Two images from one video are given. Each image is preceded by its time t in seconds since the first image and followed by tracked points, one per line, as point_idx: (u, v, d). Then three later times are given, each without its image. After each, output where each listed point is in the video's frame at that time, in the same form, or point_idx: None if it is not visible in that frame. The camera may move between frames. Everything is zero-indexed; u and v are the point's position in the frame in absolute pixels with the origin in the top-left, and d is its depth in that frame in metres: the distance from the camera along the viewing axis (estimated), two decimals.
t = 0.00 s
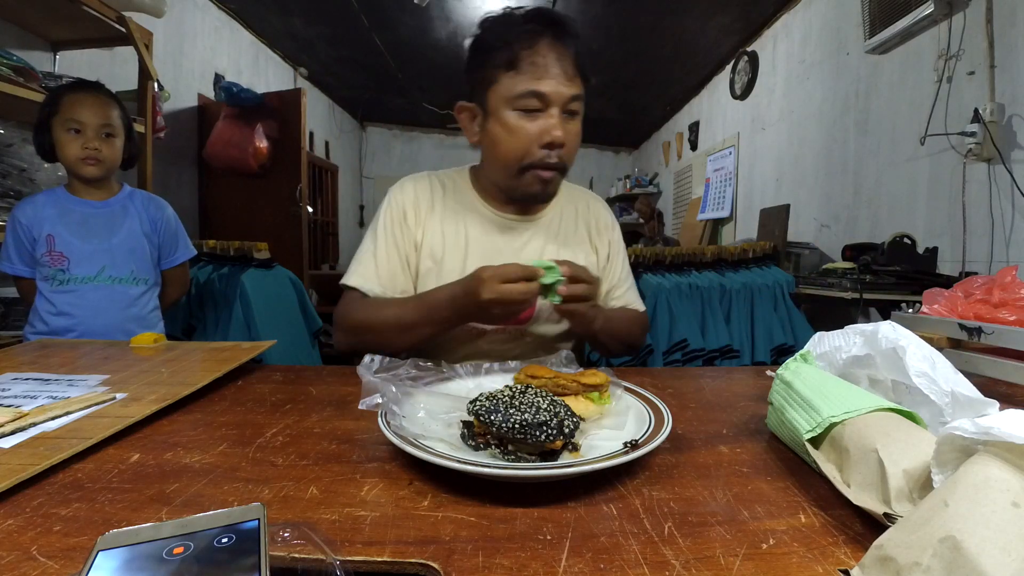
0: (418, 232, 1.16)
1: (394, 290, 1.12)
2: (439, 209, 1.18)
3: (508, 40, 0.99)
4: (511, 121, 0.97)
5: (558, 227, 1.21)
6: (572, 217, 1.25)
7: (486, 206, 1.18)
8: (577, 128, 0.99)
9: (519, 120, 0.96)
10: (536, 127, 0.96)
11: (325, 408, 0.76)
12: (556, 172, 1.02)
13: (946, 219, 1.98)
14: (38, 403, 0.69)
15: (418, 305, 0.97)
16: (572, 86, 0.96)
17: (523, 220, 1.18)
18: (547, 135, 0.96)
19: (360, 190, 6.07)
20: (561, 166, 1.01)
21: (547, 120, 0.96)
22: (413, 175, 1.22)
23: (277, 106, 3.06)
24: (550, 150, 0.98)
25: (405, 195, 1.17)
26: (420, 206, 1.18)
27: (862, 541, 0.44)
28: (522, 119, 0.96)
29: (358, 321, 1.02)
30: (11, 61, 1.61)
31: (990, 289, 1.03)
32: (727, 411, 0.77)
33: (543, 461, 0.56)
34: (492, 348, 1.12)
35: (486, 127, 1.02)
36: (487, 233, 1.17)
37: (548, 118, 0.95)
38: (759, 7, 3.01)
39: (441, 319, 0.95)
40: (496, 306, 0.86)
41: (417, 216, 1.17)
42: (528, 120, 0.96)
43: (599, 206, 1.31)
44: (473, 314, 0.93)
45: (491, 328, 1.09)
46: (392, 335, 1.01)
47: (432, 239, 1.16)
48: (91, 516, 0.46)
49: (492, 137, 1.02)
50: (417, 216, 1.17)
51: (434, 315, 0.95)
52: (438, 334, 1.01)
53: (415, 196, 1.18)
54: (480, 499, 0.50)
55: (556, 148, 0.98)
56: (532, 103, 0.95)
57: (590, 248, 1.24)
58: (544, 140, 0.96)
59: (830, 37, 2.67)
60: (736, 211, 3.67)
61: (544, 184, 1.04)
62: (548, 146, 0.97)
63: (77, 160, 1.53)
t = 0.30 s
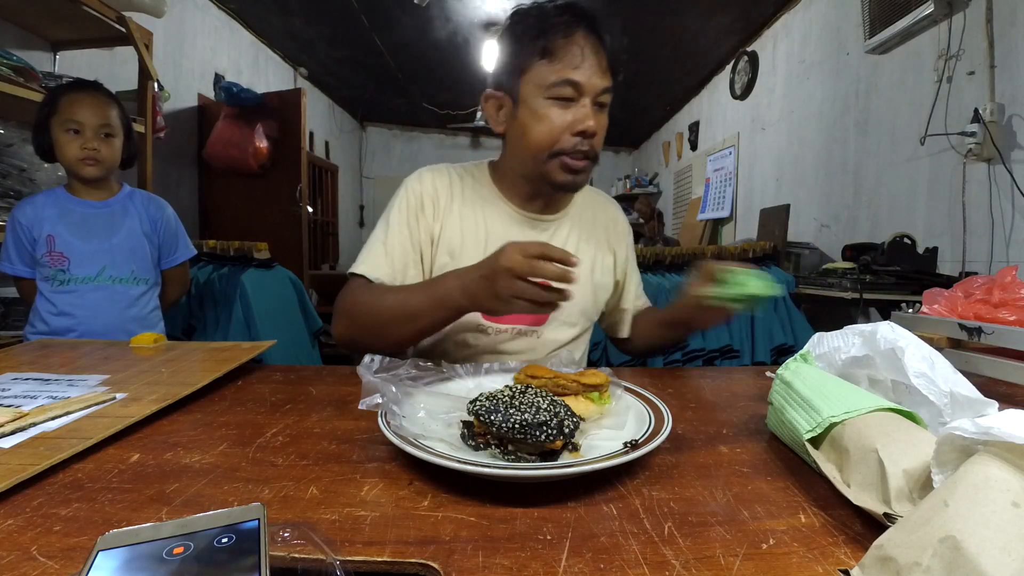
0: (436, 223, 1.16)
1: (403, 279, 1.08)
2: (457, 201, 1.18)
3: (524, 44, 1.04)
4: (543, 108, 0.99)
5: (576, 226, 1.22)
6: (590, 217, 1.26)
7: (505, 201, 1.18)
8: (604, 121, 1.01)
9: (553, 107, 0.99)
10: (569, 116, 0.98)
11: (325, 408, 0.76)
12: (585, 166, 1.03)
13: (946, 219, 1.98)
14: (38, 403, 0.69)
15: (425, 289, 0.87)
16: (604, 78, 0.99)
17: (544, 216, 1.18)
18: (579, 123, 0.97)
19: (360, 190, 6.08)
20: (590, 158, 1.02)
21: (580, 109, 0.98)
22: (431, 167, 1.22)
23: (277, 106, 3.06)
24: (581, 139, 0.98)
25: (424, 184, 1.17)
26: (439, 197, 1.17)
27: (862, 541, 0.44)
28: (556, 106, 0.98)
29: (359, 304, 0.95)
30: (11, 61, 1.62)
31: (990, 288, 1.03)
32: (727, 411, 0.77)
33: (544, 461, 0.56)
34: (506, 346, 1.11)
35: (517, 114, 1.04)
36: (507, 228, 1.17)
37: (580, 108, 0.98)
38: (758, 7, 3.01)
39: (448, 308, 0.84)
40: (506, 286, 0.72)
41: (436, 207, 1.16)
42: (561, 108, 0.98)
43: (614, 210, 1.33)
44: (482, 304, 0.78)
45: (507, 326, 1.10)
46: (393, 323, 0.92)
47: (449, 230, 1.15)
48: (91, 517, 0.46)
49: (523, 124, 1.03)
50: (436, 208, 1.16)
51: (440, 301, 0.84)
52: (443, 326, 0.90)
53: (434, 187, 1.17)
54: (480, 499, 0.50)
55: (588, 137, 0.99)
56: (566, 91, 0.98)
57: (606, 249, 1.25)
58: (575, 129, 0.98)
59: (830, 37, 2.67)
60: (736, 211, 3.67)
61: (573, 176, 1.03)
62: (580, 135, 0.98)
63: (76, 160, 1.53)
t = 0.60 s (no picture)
0: (443, 216, 1.16)
1: (406, 277, 1.09)
2: (464, 194, 1.18)
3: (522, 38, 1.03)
4: (554, 92, 0.99)
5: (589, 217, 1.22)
6: (603, 209, 1.25)
7: (515, 193, 1.18)
8: (614, 105, 1.02)
9: (565, 91, 0.99)
10: (580, 99, 0.98)
11: (325, 408, 0.76)
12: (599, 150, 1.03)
13: (946, 219, 1.98)
14: (38, 403, 0.69)
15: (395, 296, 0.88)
16: (615, 59, 0.98)
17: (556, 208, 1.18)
18: (591, 106, 0.97)
19: (360, 190, 6.08)
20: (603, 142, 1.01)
21: (590, 92, 0.98)
22: (437, 162, 1.22)
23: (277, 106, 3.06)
24: (592, 122, 0.98)
25: (430, 179, 1.17)
26: (447, 193, 1.17)
27: (862, 541, 0.44)
28: (568, 90, 0.99)
29: (357, 306, 0.99)
30: (11, 62, 1.62)
31: (990, 288, 1.03)
32: (727, 411, 0.77)
33: (544, 461, 0.56)
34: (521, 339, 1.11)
35: (527, 101, 1.04)
36: (518, 221, 1.16)
37: (592, 91, 0.98)
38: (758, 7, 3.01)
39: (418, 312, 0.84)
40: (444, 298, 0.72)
41: (444, 203, 1.16)
42: (571, 92, 0.99)
43: (626, 198, 1.32)
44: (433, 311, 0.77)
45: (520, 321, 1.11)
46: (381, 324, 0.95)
47: (457, 223, 1.15)
48: (92, 517, 0.46)
49: (533, 110, 1.03)
50: (442, 204, 1.16)
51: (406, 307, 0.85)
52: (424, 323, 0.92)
53: (439, 183, 1.18)
54: (480, 499, 0.50)
55: (599, 121, 0.98)
56: (576, 74, 0.98)
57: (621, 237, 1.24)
58: (586, 113, 0.98)
59: (830, 37, 2.67)
60: (736, 211, 3.67)
61: (585, 161, 1.03)
62: (590, 119, 0.98)
63: (75, 160, 1.52)
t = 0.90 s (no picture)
0: (443, 218, 1.17)
1: (415, 279, 1.10)
2: (463, 194, 1.19)
3: (510, 37, 1.03)
4: (539, 87, 0.98)
5: (588, 207, 1.20)
6: (603, 197, 1.23)
7: (512, 188, 1.18)
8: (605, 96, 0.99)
9: (550, 86, 0.98)
10: (566, 94, 0.97)
11: (325, 408, 0.76)
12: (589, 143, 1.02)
13: (945, 219, 1.98)
14: (38, 403, 0.69)
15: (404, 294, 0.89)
16: (602, 50, 0.97)
17: (553, 201, 1.17)
18: (577, 100, 0.96)
19: (360, 190, 6.09)
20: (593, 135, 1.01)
21: (577, 86, 0.97)
22: (436, 162, 1.23)
23: (277, 106, 3.06)
24: (580, 117, 0.97)
25: (427, 181, 1.18)
26: (444, 192, 1.18)
27: (862, 541, 0.44)
28: (553, 85, 0.98)
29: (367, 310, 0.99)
30: (11, 61, 1.62)
31: (990, 288, 1.03)
32: (727, 411, 0.77)
33: (544, 460, 0.56)
34: (526, 335, 1.12)
35: (515, 97, 1.04)
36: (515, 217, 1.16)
37: (578, 85, 0.96)
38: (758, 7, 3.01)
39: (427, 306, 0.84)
40: (447, 282, 0.72)
41: (443, 202, 1.17)
42: (557, 87, 0.97)
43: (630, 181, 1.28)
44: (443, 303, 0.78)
45: (523, 318, 1.12)
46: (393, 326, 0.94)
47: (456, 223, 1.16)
48: (92, 517, 0.46)
49: (522, 106, 1.03)
50: (440, 204, 1.18)
51: (416, 303, 0.85)
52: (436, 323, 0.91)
53: (436, 183, 1.18)
54: (480, 499, 0.50)
55: (587, 115, 0.97)
56: (562, 68, 0.97)
57: (625, 225, 1.21)
58: (573, 108, 0.97)
59: (830, 37, 2.67)
60: (736, 211, 3.67)
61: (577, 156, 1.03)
62: (580, 114, 0.97)
63: (75, 160, 1.52)
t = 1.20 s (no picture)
0: (434, 218, 1.17)
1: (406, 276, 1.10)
2: (454, 194, 1.19)
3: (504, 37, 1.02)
4: (520, 84, 0.98)
5: (579, 204, 1.20)
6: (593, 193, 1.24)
7: (502, 187, 1.18)
8: (586, 90, 1.00)
9: (529, 82, 0.98)
10: (545, 90, 0.97)
11: (325, 408, 0.76)
12: (574, 135, 1.01)
13: (945, 219, 1.98)
14: (38, 403, 0.69)
15: (397, 287, 0.87)
16: (580, 44, 0.98)
17: (543, 198, 1.18)
18: (558, 95, 0.96)
19: (360, 190, 6.09)
20: (579, 126, 1.00)
21: (557, 81, 0.97)
22: (424, 162, 1.23)
23: (278, 106, 3.06)
24: (562, 111, 0.97)
25: (417, 181, 1.18)
26: (435, 192, 1.18)
27: (862, 541, 0.44)
28: (531, 81, 0.98)
29: (354, 306, 0.97)
30: (11, 61, 1.61)
31: (990, 288, 1.03)
32: (727, 411, 0.77)
33: (544, 461, 0.56)
34: (523, 335, 1.12)
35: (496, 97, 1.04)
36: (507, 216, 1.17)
37: (557, 80, 0.97)
38: (758, 7, 3.01)
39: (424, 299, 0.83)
40: (443, 274, 0.72)
41: (434, 202, 1.17)
42: (538, 83, 0.98)
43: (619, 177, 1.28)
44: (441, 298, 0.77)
45: (519, 319, 1.12)
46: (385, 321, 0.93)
47: (448, 222, 1.16)
48: (92, 517, 0.46)
49: (501, 105, 1.03)
50: (431, 204, 1.17)
51: (410, 296, 0.84)
52: (430, 317, 0.90)
53: (425, 183, 1.19)
54: (480, 499, 0.50)
55: (568, 108, 0.97)
56: (540, 65, 0.98)
57: (616, 222, 1.22)
58: (553, 102, 0.97)
59: (830, 37, 2.67)
60: (736, 211, 3.67)
61: (563, 146, 1.01)
62: (558, 108, 0.97)
63: (75, 160, 1.52)
